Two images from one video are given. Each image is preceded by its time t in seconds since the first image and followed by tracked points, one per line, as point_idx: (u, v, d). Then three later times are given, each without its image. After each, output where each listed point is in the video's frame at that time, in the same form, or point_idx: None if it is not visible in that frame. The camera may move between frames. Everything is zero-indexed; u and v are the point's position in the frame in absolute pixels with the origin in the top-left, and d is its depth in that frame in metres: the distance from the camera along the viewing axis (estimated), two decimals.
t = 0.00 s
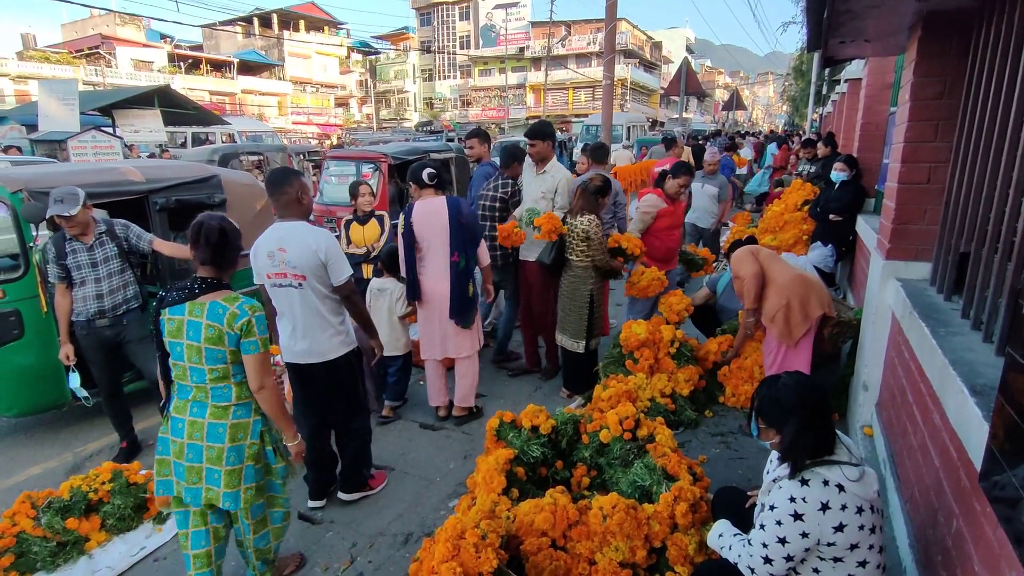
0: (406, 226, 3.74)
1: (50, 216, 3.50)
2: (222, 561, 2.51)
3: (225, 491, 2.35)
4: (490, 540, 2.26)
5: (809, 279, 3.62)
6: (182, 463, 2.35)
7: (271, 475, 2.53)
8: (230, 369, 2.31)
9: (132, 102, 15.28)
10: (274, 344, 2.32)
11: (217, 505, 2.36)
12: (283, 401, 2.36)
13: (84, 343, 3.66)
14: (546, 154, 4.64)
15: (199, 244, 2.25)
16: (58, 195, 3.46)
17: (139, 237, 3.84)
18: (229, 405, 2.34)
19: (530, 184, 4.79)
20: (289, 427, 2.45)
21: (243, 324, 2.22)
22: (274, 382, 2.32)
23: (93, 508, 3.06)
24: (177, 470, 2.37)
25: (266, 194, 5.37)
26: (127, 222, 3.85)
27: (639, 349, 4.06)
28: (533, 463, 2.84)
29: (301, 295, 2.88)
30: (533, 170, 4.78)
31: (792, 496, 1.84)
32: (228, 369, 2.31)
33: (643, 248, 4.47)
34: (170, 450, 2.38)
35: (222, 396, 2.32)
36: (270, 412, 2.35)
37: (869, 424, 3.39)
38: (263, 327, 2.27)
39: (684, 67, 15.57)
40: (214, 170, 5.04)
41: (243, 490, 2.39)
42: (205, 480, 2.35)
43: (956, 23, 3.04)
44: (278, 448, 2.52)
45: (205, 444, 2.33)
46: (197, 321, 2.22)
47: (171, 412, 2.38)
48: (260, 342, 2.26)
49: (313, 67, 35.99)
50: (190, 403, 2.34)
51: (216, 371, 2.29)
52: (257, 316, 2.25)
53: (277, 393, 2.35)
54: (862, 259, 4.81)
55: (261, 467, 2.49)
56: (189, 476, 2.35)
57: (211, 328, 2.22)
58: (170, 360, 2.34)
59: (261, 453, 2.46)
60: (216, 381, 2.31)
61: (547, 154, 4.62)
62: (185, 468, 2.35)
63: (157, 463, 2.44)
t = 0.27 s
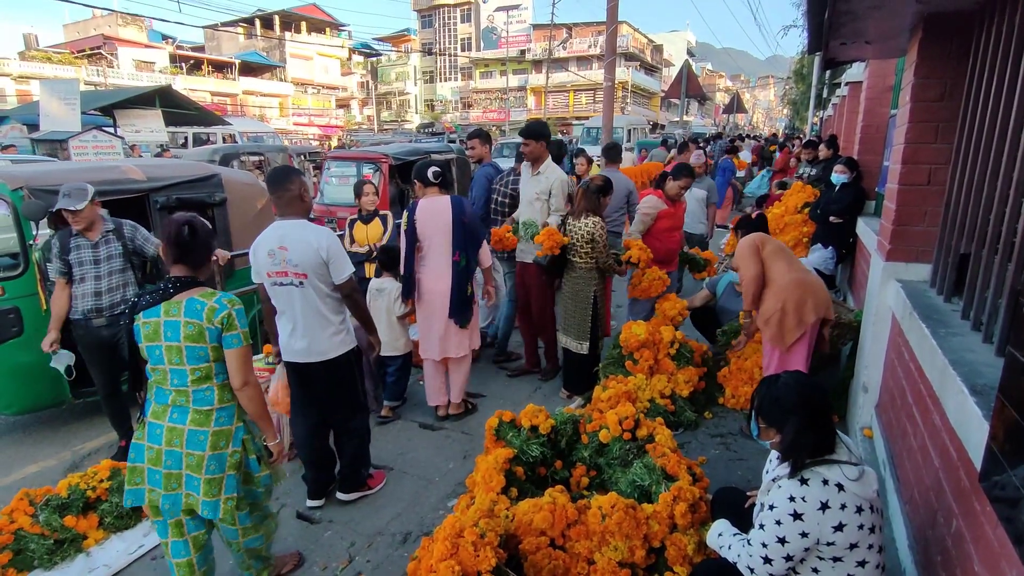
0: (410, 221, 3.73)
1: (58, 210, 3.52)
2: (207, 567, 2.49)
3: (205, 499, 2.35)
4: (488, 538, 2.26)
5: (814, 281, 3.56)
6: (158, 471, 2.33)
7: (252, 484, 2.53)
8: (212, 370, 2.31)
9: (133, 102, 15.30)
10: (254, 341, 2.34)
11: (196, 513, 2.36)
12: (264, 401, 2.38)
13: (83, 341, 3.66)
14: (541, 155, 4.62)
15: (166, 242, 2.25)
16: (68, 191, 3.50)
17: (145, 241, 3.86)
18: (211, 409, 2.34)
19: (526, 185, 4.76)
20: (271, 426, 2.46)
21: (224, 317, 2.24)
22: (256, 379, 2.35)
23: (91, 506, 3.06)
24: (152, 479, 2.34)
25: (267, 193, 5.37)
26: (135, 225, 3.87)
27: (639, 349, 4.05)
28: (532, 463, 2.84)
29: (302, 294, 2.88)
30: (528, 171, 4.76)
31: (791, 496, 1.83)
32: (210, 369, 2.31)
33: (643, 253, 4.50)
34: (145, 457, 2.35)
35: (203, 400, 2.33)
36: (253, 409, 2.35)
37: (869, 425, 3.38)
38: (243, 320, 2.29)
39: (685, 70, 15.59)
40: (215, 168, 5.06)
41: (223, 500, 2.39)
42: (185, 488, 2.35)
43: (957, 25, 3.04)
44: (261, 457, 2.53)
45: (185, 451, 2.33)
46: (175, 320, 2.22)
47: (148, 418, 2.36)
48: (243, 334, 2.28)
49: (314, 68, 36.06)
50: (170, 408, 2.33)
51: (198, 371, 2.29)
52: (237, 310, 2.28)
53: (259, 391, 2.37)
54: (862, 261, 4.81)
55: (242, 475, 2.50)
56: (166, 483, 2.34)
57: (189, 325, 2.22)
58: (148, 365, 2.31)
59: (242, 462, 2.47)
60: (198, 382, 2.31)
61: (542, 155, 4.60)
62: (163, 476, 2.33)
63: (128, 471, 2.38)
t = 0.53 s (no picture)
0: (414, 217, 3.75)
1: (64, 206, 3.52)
2: (203, 567, 2.49)
3: (199, 500, 2.35)
4: (487, 534, 2.26)
5: (816, 284, 3.51)
6: (151, 471, 2.33)
7: (247, 484, 2.53)
8: (205, 365, 2.32)
9: (134, 103, 15.31)
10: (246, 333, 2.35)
11: (189, 515, 2.35)
12: (258, 393, 2.40)
13: (83, 338, 3.67)
14: (534, 153, 4.62)
15: (155, 235, 2.28)
16: (75, 188, 3.49)
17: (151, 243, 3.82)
18: (205, 407, 2.34)
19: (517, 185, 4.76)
20: (265, 419, 2.48)
21: (214, 309, 2.26)
22: (250, 372, 2.37)
23: (90, 502, 3.06)
24: (145, 479, 2.34)
25: (267, 191, 5.39)
26: (142, 225, 3.85)
27: (638, 348, 4.06)
28: (531, 460, 2.84)
29: (304, 290, 2.88)
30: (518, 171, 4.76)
31: (789, 491, 1.84)
32: (203, 365, 2.31)
33: (641, 255, 4.53)
34: (139, 457, 2.34)
35: (197, 398, 2.32)
36: (248, 401, 2.37)
37: (868, 424, 3.39)
38: (232, 312, 2.31)
39: (685, 72, 15.62)
40: (215, 167, 5.07)
41: (219, 499, 2.40)
42: (176, 490, 2.33)
43: (956, 24, 3.06)
44: (256, 456, 2.54)
45: (179, 452, 2.31)
46: (163, 317, 2.22)
47: (141, 417, 2.35)
48: (234, 326, 2.30)
49: (315, 69, 36.11)
50: (163, 407, 2.32)
51: (192, 367, 2.29)
52: (226, 302, 2.29)
53: (252, 384, 2.39)
54: (861, 261, 4.81)
55: (238, 475, 2.50)
56: (158, 484, 2.32)
57: (179, 321, 2.22)
58: (139, 364, 2.30)
59: (237, 461, 2.47)
60: (192, 380, 2.31)
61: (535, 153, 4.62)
62: (154, 477, 2.32)
63: (122, 471, 2.37)
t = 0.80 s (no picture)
0: (407, 217, 3.75)
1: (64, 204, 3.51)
2: (203, 564, 2.50)
3: (199, 496, 2.35)
4: (483, 531, 2.26)
5: (816, 289, 3.51)
6: (150, 468, 2.33)
7: (246, 480, 2.53)
8: (204, 361, 2.32)
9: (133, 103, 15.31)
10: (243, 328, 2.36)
11: (190, 511, 2.35)
12: (259, 386, 2.40)
13: (81, 337, 3.67)
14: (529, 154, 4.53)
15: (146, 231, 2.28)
16: (75, 186, 3.48)
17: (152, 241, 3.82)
18: (204, 404, 2.34)
19: (510, 184, 4.64)
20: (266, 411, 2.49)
21: (211, 305, 2.26)
22: (251, 365, 2.36)
23: (87, 500, 3.06)
24: (145, 476, 2.34)
25: (266, 191, 5.39)
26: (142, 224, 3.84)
27: (636, 348, 4.07)
28: (528, 458, 2.84)
29: (302, 288, 2.88)
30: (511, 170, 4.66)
31: (785, 487, 1.84)
32: (202, 361, 2.32)
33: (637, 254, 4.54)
34: (138, 454, 2.35)
35: (196, 394, 2.32)
36: (248, 394, 2.37)
37: (865, 423, 3.39)
38: (230, 307, 2.32)
39: (684, 73, 15.65)
40: (214, 166, 5.08)
41: (219, 495, 2.40)
42: (177, 486, 2.33)
43: (952, 24, 3.07)
44: (255, 453, 2.54)
45: (178, 449, 2.32)
46: (160, 313, 2.22)
47: (139, 416, 2.35)
48: (232, 320, 2.31)
49: (314, 71, 36.14)
50: (161, 405, 2.32)
51: (190, 363, 2.29)
52: (223, 297, 2.30)
53: (253, 377, 2.39)
54: (858, 261, 4.83)
55: (236, 471, 2.50)
56: (158, 481, 2.32)
57: (177, 316, 2.23)
58: (135, 362, 2.30)
59: (235, 458, 2.47)
60: (191, 376, 2.31)
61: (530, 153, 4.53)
62: (154, 474, 2.33)
63: (122, 469, 2.38)
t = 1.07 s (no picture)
0: (399, 217, 3.80)
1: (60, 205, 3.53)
2: (201, 562, 2.49)
3: (197, 493, 2.35)
4: (481, 530, 2.27)
5: (821, 292, 3.59)
6: (150, 465, 2.33)
7: (244, 478, 2.52)
8: (204, 359, 2.33)
9: (132, 104, 15.31)
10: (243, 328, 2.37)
11: (189, 507, 2.36)
12: (256, 385, 2.41)
13: (79, 337, 3.66)
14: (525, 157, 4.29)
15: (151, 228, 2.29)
16: (72, 186, 3.49)
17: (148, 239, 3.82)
18: (202, 401, 2.35)
19: (506, 190, 4.41)
20: (262, 412, 2.51)
21: (214, 303, 2.27)
22: (248, 366, 2.38)
23: (86, 499, 3.06)
24: (144, 472, 2.34)
25: (265, 191, 5.39)
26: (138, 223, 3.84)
27: (634, 348, 4.07)
28: (526, 457, 2.85)
29: (308, 284, 2.91)
30: (506, 174, 4.42)
31: (781, 484, 1.85)
32: (202, 359, 2.32)
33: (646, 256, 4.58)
34: (137, 450, 2.35)
35: (194, 390, 2.33)
36: (247, 394, 2.39)
37: (862, 423, 3.39)
38: (232, 307, 2.33)
39: (683, 75, 15.68)
40: (213, 166, 5.08)
41: (217, 493, 2.39)
42: (176, 482, 2.34)
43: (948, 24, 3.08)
44: (253, 451, 2.51)
45: (177, 445, 2.32)
46: (163, 311, 2.23)
47: (139, 412, 2.36)
48: (234, 320, 2.32)
49: (313, 72, 36.14)
50: (161, 401, 2.33)
51: (190, 361, 2.30)
52: (225, 296, 2.31)
53: (252, 376, 2.40)
54: (856, 261, 4.84)
55: (235, 469, 2.49)
56: (158, 477, 2.33)
57: (179, 314, 2.24)
58: (137, 359, 2.32)
59: (234, 455, 2.47)
60: (190, 373, 2.32)
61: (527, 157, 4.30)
62: (154, 470, 2.33)
63: (122, 465, 2.38)
